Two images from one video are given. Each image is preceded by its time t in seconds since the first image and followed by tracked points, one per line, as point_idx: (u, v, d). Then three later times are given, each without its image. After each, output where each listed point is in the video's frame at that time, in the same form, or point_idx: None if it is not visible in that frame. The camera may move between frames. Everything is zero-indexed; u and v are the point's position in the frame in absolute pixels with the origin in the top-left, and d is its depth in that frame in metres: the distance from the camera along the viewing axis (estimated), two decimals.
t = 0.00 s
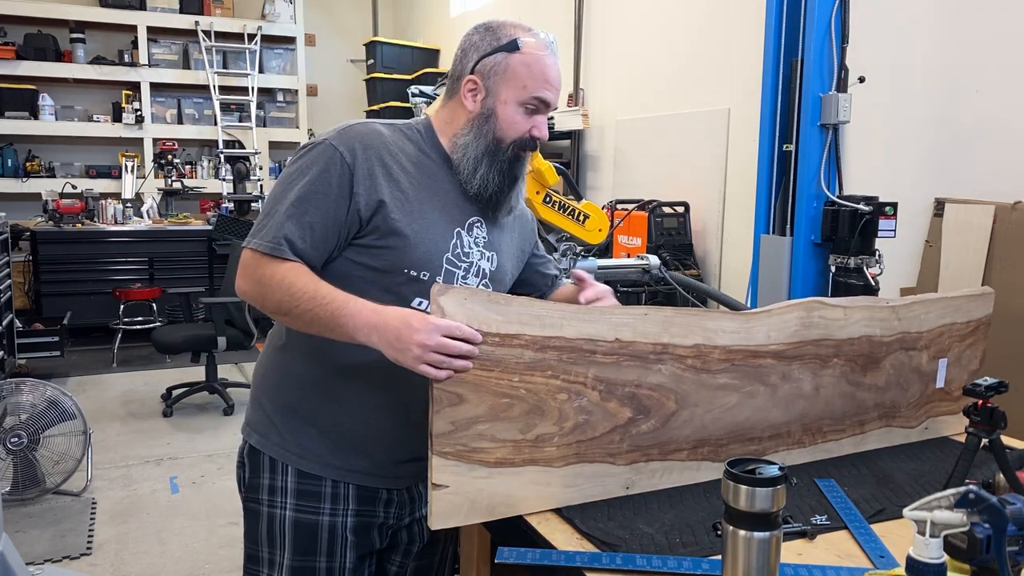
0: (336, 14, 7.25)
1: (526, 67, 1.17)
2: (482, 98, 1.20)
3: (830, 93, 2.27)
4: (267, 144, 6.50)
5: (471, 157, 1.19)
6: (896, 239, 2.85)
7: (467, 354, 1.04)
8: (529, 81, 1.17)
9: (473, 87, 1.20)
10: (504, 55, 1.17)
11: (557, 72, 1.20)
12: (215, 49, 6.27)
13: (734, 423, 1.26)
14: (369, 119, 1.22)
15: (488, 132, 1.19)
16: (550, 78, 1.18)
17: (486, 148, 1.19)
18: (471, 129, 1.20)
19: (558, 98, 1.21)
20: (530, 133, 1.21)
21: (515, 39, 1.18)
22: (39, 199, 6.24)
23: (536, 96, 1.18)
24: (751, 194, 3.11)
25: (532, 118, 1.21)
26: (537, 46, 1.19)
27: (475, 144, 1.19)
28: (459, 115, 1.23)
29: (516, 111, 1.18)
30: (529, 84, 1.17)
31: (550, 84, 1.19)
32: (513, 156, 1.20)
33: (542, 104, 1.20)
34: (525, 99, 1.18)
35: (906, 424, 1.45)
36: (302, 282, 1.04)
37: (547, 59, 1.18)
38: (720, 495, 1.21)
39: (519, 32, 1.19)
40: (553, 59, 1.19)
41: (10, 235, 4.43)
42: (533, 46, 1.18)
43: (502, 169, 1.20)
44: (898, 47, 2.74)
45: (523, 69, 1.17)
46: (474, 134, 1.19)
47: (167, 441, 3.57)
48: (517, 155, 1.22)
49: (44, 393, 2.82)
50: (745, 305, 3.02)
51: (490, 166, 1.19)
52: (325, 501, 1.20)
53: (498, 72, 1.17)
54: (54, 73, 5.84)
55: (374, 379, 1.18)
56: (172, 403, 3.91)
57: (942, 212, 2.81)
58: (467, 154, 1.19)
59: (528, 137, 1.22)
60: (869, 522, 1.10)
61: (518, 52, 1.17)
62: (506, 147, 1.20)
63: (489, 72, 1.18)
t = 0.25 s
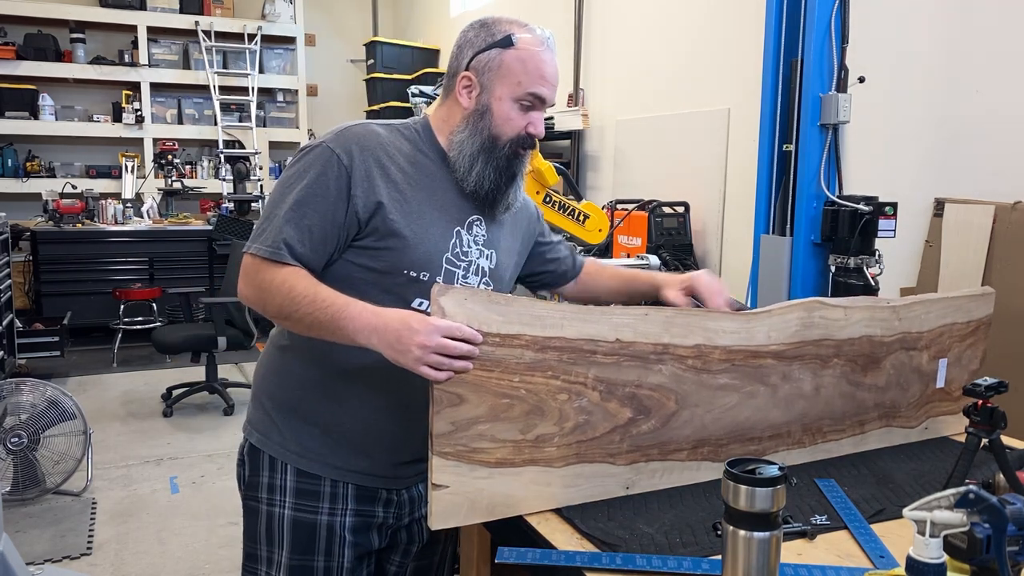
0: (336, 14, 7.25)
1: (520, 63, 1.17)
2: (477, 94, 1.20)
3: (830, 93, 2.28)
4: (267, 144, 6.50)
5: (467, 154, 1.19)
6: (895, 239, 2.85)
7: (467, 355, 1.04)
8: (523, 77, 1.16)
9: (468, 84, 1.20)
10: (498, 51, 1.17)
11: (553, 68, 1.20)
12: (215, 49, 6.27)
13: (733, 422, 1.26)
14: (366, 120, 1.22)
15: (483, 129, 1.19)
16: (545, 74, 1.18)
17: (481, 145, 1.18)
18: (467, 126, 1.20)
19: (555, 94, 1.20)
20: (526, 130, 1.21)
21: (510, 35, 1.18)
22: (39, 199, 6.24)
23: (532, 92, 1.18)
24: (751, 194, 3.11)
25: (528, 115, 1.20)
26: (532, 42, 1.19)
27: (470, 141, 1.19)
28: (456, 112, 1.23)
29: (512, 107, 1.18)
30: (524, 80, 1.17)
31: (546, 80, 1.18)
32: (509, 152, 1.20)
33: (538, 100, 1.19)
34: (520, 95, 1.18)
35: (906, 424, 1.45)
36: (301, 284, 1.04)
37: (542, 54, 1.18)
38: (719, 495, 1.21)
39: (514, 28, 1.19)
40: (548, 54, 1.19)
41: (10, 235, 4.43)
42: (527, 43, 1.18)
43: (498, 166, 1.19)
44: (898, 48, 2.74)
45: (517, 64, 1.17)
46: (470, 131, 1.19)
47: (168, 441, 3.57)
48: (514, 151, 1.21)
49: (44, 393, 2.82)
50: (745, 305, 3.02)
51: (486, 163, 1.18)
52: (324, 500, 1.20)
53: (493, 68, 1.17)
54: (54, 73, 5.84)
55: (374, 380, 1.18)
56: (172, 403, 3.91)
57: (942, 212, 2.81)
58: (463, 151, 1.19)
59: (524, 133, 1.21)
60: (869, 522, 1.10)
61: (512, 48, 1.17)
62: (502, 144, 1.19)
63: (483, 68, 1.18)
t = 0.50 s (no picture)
0: (336, 14, 7.25)
1: (514, 58, 1.17)
2: (471, 90, 1.20)
3: (830, 93, 2.28)
4: (267, 144, 6.50)
5: (461, 151, 1.18)
6: (895, 238, 2.85)
7: (467, 355, 1.04)
8: (517, 72, 1.16)
9: (462, 80, 1.20)
10: (492, 46, 1.17)
11: (547, 63, 1.20)
12: (215, 49, 6.27)
13: (734, 422, 1.26)
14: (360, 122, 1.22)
15: (478, 124, 1.19)
16: (539, 68, 1.18)
17: (476, 141, 1.18)
18: (461, 123, 1.20)
19: (549, 89, 1.20)
20: (521, 125, 1.21)
21: (503, 30, 1.18)
22: (39, 199, 6.24)
23: (526, 87, 1.18)
24: (751, 194, 3.11)
25: (522, 110, 1.20)
26: (526, 37, 1.18)
27: (465, 138, 1.18)
28: (450, 109, 1.23)
29: (506, 102, 1.18)
30: (517, 75, 1.17)
31: (539, 75, 1.18)
32: (503, 148, 1.19)
33: (532, 95, 1.19)
34: (514, 90, 1.18)
35: (906, 424, 1.45)
36: (299, 287, 1.04)
37: (535, 49, 1.18)
38: (719, 495, 1.21)
39: (507, 23, 1.19)
40: (542, 49, 1.19)
41: (10, 235, 4.43)
42: (521, 38, 1.18)
43: (492, 162, 1.19)
44: (898, 48, 2.74)
45: (510, 59, 1.16)
46: (464, 127, 1.19)
47: (167, 441, 3.57)
48: (509, 147, 1.21)
49: (44, 393, 2.82)
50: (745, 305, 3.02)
51: (481, 159, 1.18)
52: (326, 501, 1.20)
53: (486, 64, 1.17)
54: (54, 73, 5.84)
55: (374, 380, 1.18)
56: (172, 403, 3.91)
57: (942, 212, 2.81)
58: (457, 148, 1.19)
59: (519, 129, 1.21)
60: (869, 522, 1.10)
61: (506, 44, 1.17)
62: (497, 140, 1.19)
63: (477, 64, 1.18)
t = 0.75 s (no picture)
0: (336, 14, 7.26)
1: (502, 52, 1.17)
2: (462, 87, 1.20)
3: (830, 93, 2.28)
4: (267, 144, 6.50)
5: (455, 148, 1.19)
6: (896, 238, 2.84)
7: (468, 355, 1.04)
8: (506, 66, 1.17)
9: (451, 77, 1.20)
10: (479, 41, 1.17)
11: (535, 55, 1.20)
12: (215, 49, 6.27)
13: (734, 422, 1.26)
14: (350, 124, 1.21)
15: (470, 121, 1.19)
16: (527, 60, 1.18)
17: (469, 137, 1.19)
18: (453, 120, 1.20)
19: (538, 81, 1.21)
20: (513, 118, 1.21)
21: (489, 24, 1.17)
22: (39, 199, 6.24)
23: (516, 80, 1.18)
24: (751, 194, 3.10)
25: (513, 103, 1.20)
26: (512, 30, 1.18)
27: (458, 135, 1.19)
28: (440, 106, 1.23)
29: (497, 96, 1.18)
30: (507, 69, 1.17)
31: (528, 67, 1.18)
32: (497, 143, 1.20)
33: (522, 87, 1.19)
34: (504, 84, 1.18)
35: (906, 424, 1.45)
36: (297, 291, 1.04)
37: (523, 42, 1.18)
38: (719, 495, 1.22)
39: (493, 17, 1.19)
40: (529, 41, 1.19)
41: (10, 235, 4.43)
42: (508, 31, 1.18)
43: (487, 157, 1.20)
44: (898, 49, 2.74)
45: (499, 54, 1.17)
46: (456, 124, 1.19)
47: (167, 441, 3.57)
48: (502, 141, 1.21)
49: (44, 393, 2.82)
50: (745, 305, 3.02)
51: (475, 155, 1.19)
52: (332, 503, 1.20)
53: (475, 59, 1.17)
54: (54, 73, 5.84)
55: (375, 380, 1.18)
56: (172, 403, 3.91)
57: (942, 212, 2.81)
58: (451, 145, 1.19)
59: (511, 122, 1.22)
60: (869, 522, 1.10)
61: (493, 38, 1.17)
62: (490, 135, 1.20)
63: (465, 60, 1.18)
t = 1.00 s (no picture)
0: (336, 14, 7.25)
1: (487, 41, 1.17)
2: (449, 79, 1.20)
3: (830, 93, 2.27)
4: (267, 144, 6.50)
5: (448, 140, 1.19)
6: (896, 238, 2.84)
7: (470, 355, 1.04)
8: (492, 54, 1.17)
9: (438, 70, 1.20)
10: (463, 32, 1.18)
11: (519, 42, 1.21)
12: (215, 49, 6.27)
13: (734, 422, 1.26)
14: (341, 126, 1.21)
15: (461, 112, 1.19)
16: (512, 47, 1.19)
17: (461, 129, 1.19)
18: (443, 112, 1.20)
19: (524, 67, 1.22)
20: (503, 106, 1.22)
21: (472, 14, 1.18)
22: (39, 199, 6.24)
23: (503, 68, 1.19)
24: (751, 194, 3.10)
25: (503, 91, 1.21)
26: (494, 18, 1.19)
27: (450, 127, 1.19)
28: (429, 100, 1.23)
29: (486, 85, 1.19)
30: (494, 57, 1.18)
31: (514, 54, 1.19)
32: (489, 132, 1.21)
33: (509, 75, 1.20)
34: (492, 72, 1.19)
35: (906, 424, 1.45)
36: (295, 294, 1.04)
37: (506, 29, 1.19)
38: (719, 495, 1.22)
39: (473, 7, 1.19)
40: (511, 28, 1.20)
41: (10, 235, 4.43)
42: (489, 20, 1.18)
43: (481, 147, 1.20)
44: (899, 49, 2.74)
45: (484, 43, 1.17)
46: (447, 117, 1.20)
47: (168, 441, 3.57)
48: (493, 130, 1.22)
49: (44, 393, 2.82)
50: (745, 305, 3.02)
51: (469, 146, 1.20)
52: (332, 505, 1.20)
53: (460, 50, 1.18)
54: (54, 73, 5.84)
55: (375, 382, 1.18)
56: (172, 403, 3.91)
57: (942, 212, 2.81)
58: (443, 138, 1.20)
59: (502, 110, 1.22)
60: (869, 522, 1.10)
61: (476, 28, 1.18)
62: (481, 125, 1.20)
63: (451, 51, 1.18)
